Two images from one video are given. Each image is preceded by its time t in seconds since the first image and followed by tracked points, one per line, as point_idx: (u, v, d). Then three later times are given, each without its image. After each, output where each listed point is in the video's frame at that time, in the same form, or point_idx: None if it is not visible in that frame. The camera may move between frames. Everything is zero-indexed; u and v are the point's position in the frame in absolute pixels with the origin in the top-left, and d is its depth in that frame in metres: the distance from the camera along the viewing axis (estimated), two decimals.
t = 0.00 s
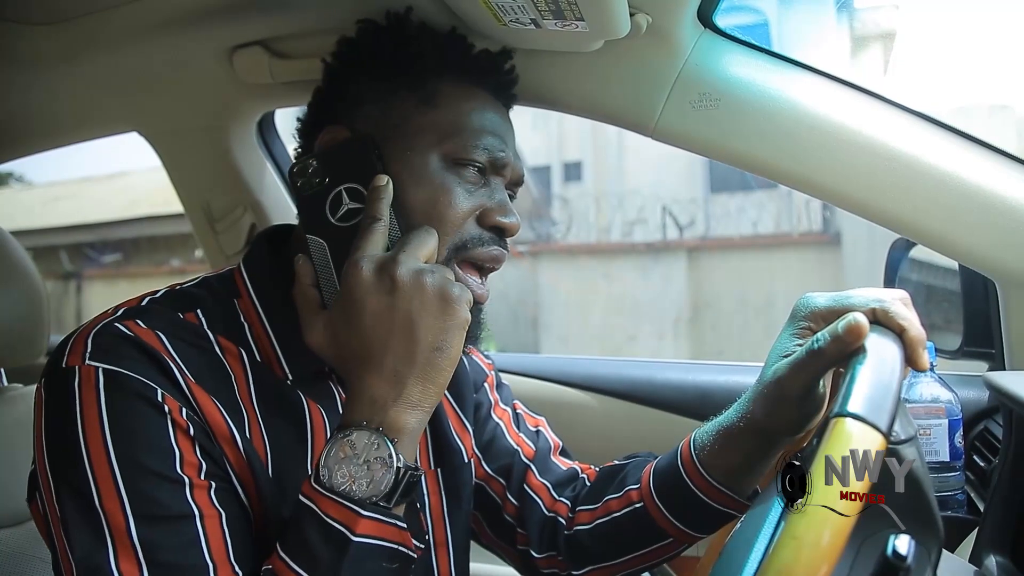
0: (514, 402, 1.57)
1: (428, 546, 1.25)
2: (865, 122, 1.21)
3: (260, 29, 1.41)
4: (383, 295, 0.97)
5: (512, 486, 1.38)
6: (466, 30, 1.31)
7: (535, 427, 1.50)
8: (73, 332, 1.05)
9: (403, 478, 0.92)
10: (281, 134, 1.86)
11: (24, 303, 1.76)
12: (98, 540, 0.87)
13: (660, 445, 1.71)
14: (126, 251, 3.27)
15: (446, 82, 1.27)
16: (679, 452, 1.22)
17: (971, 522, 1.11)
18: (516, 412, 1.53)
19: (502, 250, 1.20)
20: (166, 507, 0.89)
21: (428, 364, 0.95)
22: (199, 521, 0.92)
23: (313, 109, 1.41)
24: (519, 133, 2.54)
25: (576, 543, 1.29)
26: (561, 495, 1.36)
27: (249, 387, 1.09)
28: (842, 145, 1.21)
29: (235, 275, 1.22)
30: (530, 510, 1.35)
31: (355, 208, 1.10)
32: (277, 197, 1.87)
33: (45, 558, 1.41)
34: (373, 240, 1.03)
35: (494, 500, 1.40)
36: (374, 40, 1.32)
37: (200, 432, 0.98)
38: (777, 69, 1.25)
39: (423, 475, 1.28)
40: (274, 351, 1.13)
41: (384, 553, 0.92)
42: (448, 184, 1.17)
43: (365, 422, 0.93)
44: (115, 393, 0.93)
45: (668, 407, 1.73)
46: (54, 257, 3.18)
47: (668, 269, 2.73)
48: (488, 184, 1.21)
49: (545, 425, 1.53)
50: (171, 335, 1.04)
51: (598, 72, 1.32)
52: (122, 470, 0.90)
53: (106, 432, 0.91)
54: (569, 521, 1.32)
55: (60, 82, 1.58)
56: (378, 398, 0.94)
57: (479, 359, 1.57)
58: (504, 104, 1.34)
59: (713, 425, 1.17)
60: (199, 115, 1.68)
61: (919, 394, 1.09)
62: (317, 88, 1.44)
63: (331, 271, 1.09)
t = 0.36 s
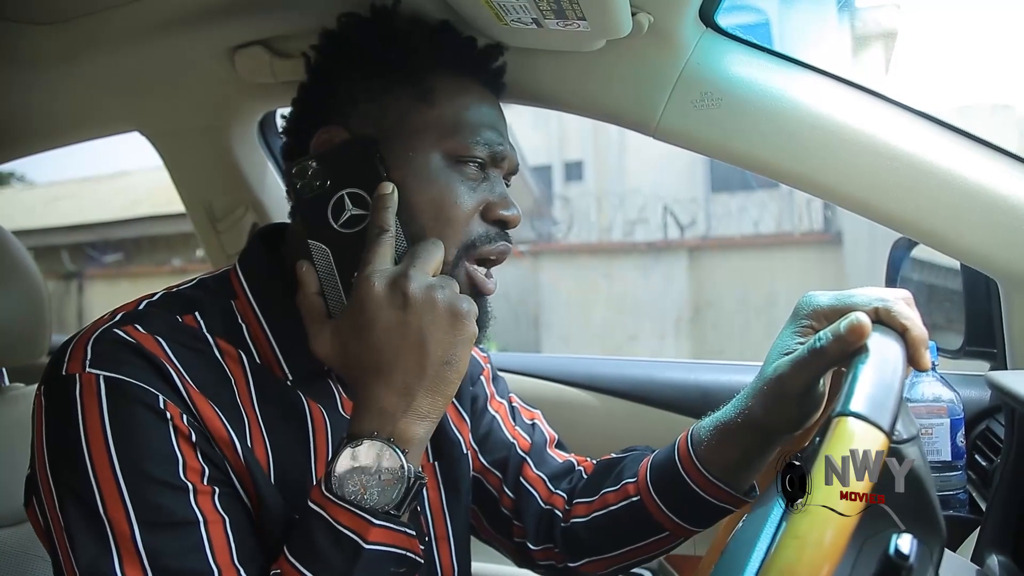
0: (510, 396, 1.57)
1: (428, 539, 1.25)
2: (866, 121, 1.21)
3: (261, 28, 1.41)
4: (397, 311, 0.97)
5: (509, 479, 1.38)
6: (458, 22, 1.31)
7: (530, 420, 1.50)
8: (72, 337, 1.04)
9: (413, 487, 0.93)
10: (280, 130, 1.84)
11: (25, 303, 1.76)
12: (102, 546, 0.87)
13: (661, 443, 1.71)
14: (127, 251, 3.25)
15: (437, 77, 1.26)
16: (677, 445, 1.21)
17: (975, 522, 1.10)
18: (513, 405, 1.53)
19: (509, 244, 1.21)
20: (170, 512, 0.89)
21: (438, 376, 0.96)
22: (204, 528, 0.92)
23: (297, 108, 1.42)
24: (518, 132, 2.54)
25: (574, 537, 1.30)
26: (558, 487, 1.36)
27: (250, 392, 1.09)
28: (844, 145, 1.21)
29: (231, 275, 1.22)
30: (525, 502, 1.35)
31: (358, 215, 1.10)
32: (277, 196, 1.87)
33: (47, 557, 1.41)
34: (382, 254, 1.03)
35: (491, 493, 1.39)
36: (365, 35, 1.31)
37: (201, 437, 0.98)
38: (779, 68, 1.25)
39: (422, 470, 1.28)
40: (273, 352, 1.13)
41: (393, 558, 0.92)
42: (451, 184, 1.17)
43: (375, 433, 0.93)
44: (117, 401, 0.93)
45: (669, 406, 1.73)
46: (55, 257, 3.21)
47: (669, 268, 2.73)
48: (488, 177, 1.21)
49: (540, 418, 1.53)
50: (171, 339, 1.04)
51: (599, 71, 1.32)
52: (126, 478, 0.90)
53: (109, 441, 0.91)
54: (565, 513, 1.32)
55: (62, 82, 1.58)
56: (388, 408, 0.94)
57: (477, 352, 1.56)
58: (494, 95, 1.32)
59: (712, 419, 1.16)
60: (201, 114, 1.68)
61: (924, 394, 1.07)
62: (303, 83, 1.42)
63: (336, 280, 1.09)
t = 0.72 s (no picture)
0: (510, 396, 1.56)
1: (427, 540, 1.25)
2: (868, 122, 1.21)
3: (262, 28, 1.41)
4: (392, 313, 0.97)
5: (509, 480, 1.38)
6: (457, 21, 1.30)
7: (530, 421, 1.49)
8: (69, 338, 1.04)
9: (410, 486, 0.93)
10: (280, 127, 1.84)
11: (25, 304, 1.76)
12: (100, 547, 0.87)
13: (662, 444, 1.71)
14: (129, 251, 3.24)
15: (435, 80, 1.26)
16: (678, 447, 1.21)
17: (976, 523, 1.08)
18: (513, 406, 1.53)
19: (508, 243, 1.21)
20: (167, 513, 0.89)
21: (434, 378, 0.96)
22: (200, 527, 0.92)
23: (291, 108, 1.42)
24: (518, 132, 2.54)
25: (573, 537, 1.30)
26: (558, 488, 1.36)
27: (246, 392, 1.08)
28: (845, 146, 1.21)
29: (227, 276, 1.22)
30: (525, 503, 1.35)
31: (353, 215, 1.09)
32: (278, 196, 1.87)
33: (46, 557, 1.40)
34: (377, 256, 1.03)
35: (491, 494, 1.40)
36: (355, 35, 1.32)
37: (197, 438, 0.98)
38: (780, 68, 1.25)
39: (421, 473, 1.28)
40: (271, 352, 1.13)
41: (389, 558, 0.92)
42: (446, 184, 1.17)
43: (372, 434, 0.93)
44: (114, 402, 0.93)
45: (671, 407, 1.73)
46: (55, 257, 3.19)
47: (669, 269, 2.71)
48: (482, 175, 1.21)
49: (540, 419, 1.53)
50: (168, 341, 1.04)
51: (599, 72, 1.32)
52: (122, 479, 0.89)
53: (105, 441, 0.91)
54: (565, 515, 1.32)
55: (62, 82, 1.58)
56: (384, 409, 0.94)
57: (476, 352, 1.56)
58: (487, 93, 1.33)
59: (713, 420, 1.16)
60: (201, 114, 1.68)
61: (925, 395, 1.07)
62: (298, 82, 1.42)
63: (332, 282, 1.09)
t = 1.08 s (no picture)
0: (511, 402, 1.56)
1: (426, 545, 1.25)
2: (869, 128, 1.20)
3: (265, 33, 1.42)
4: (395, 320, 0.97)
5: (509, 487, 1.38)
6: (459, 26, 1.29)
7: (532, 428, 1.49)
8: (71, 341, 1.04)
9: (410, 495, 0.93)
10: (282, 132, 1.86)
11: (25, 306, 1.76)
12: (99, 551, 0.87)
13: (663, 450, 1.70)
14: (129, 253, 3.23)
15: (437, 82, 1.26)
16: (679, 453, 1.21)
17: (976, 529, 1.09)
18: (514, 412, 1.52)
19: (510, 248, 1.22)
20: (166, 518, 0.89)
21: (436, 386, 0.96)
22: (200, 533, 0.91)
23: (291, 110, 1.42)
24: (520, 136, 2.54)
25: (574, 544, 1.29)
26: (559, 495, 1.36)
27: (247, 397, 1.08)
28: (846, 152, 1.21)
29: (230, 280, 1.22)
30: (526, 510, 1.34)
31: (356, 221, 1.10)
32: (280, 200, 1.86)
33: (45, 559, 1.40)
34: (380, 263, 1.03)
35: (491, 500, 1.40)
36: (357, 38, 1.32)
37: (197, 443, 0.98)
38: (781, 74, 1.25)
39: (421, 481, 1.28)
40: (272, 357, 1.13)
41: (389, 566, 0.92)
42: (450, 190, 1.17)
43: (372, 442, 0.93)
44: (114, 406, 0.93)
45: (671, 413, 1.72)
46: (55, 258, 3.18)
47: (671, 273, 2.70)
48: (485, 182, 1.22)
49: (542, 425, 1.52)
50: (169, 345, 1.04)
51: (601, 78, 1.32)
52: (122, 483, 0.90)
53: (105, 446, 0.91)
54: (566, 521, 1.32)
55: (65, 85, 1.58)
56: (385, 418, 0.94)
57: (477, 358, 1.56)
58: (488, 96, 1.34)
59: (715, 427, 1.16)
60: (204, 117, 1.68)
61: (925, 402, 1.08)
62: (297, 86, 1.41)
63: (335, 288, 1.09)
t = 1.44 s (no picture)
0: (514, 405, 1.56)
1: (425, 549, 1.25)
2: (870, 131, 1.20)
3: (267, 32, 1.42)
4: (399, 324, 0.97)
5: (510, 490, 1.38)
6: (461, 25, 1.31)
7: (534, 431, 1.49)
8: (74, 339, 1.05)
9: (411, 499, 0.93)
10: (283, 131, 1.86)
11: (24, 304, 1.76)
12: (101, 551, 0.87)
13: (662, 451, 1.70)
14: (128, 250, 3.23)
15: (443, 83, 1.26)
16: (678, 455, 1.21)
17: (973, 531, 1.10)
18: (516, 415, 1.52)
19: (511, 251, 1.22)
20: (168, 518, 0.89)
21: (438, 391, 0.96)
22: (201, 534, 0.91)
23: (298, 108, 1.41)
24: (521, 136, 2.55)
25: (574, 546, 1.29)
26: (559, 499, 1.36)
27: (250, 399, 1.09)
28: (846, 154, 1.21)
29: (233, 279, 1.23)
30: (526, 513, 1.35)
31: (361, 224, 1.10)
32: (280, 199, 1.86)
33: (44, 557, 1.40)
34: (385, 265, 1.03)
35: (492, 503, 1.40)
36: (363, 38, 1.32)
37: (199, 444, 0.98)
38: (782, 76, 1.25)
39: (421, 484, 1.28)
40: (275, 357, 1.13)
41: (387, 569, 0.93)
42: (455, 192, 1.18)
43: (374, 445, 0.93)
44: (116, 406, 0.92)
45: (671, 414, 1.72)
46: (55, 256, 3.17)
47: (670, 274, 2.72)
48: (491, 184, 1.21)
49: (544, 428, 1.52)
50: (172, 345, 1.04)
51: (603, 79, 1.32)
52: (124, 483, 0.90)
53: (108, 446, 0.91)
54: (566, 524, 1.32)
55: (67, 83, 1.58)
56: (388, 419, 0.94)
57: (480, 359, 1.55)
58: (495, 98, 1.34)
59: (713, 428, 1.16)
60: (205, 116, 1.68)
61: (924, 403, 1.09)
62: (304, 85, 1.41)
63: (339, 290, 1.09)
